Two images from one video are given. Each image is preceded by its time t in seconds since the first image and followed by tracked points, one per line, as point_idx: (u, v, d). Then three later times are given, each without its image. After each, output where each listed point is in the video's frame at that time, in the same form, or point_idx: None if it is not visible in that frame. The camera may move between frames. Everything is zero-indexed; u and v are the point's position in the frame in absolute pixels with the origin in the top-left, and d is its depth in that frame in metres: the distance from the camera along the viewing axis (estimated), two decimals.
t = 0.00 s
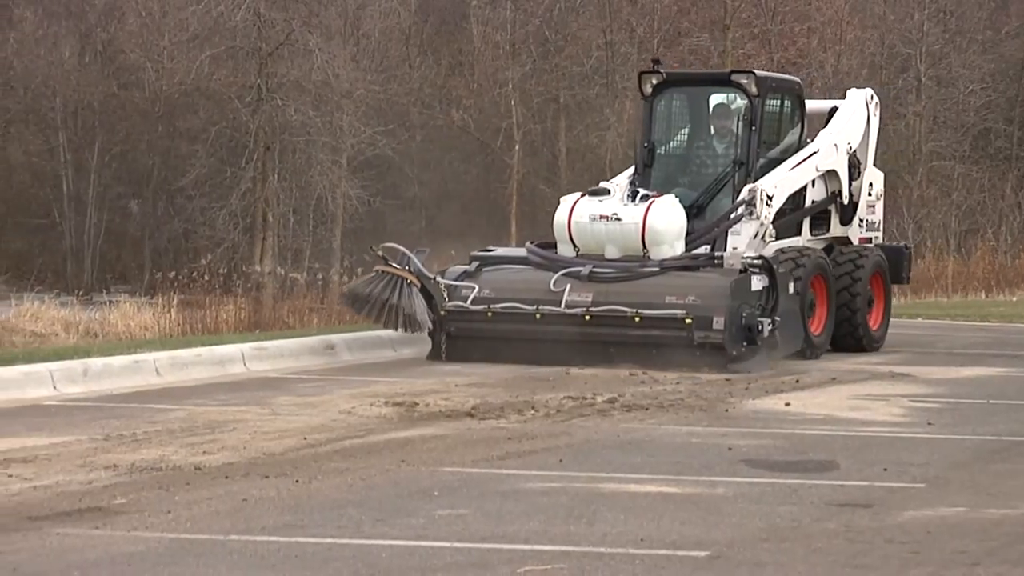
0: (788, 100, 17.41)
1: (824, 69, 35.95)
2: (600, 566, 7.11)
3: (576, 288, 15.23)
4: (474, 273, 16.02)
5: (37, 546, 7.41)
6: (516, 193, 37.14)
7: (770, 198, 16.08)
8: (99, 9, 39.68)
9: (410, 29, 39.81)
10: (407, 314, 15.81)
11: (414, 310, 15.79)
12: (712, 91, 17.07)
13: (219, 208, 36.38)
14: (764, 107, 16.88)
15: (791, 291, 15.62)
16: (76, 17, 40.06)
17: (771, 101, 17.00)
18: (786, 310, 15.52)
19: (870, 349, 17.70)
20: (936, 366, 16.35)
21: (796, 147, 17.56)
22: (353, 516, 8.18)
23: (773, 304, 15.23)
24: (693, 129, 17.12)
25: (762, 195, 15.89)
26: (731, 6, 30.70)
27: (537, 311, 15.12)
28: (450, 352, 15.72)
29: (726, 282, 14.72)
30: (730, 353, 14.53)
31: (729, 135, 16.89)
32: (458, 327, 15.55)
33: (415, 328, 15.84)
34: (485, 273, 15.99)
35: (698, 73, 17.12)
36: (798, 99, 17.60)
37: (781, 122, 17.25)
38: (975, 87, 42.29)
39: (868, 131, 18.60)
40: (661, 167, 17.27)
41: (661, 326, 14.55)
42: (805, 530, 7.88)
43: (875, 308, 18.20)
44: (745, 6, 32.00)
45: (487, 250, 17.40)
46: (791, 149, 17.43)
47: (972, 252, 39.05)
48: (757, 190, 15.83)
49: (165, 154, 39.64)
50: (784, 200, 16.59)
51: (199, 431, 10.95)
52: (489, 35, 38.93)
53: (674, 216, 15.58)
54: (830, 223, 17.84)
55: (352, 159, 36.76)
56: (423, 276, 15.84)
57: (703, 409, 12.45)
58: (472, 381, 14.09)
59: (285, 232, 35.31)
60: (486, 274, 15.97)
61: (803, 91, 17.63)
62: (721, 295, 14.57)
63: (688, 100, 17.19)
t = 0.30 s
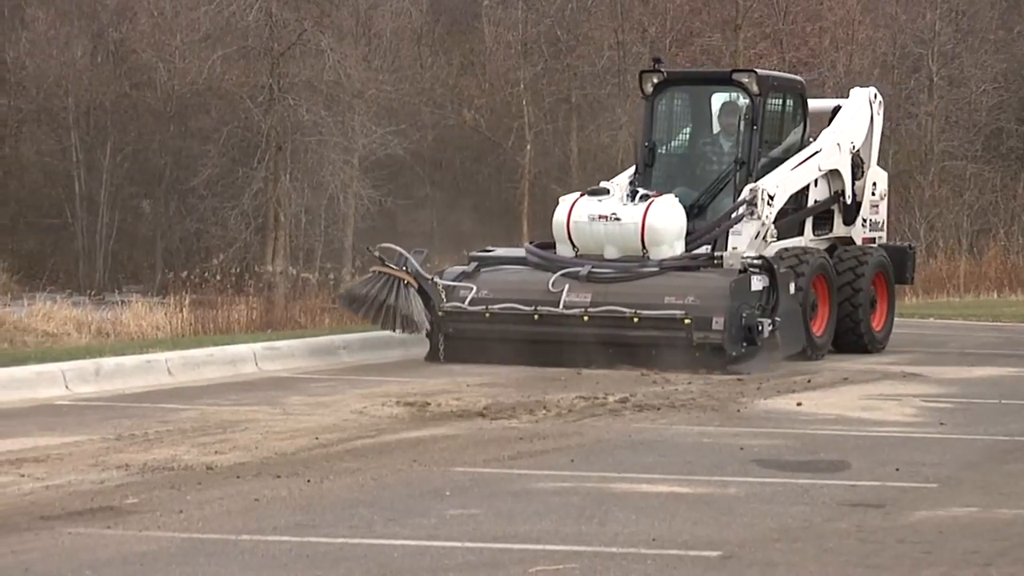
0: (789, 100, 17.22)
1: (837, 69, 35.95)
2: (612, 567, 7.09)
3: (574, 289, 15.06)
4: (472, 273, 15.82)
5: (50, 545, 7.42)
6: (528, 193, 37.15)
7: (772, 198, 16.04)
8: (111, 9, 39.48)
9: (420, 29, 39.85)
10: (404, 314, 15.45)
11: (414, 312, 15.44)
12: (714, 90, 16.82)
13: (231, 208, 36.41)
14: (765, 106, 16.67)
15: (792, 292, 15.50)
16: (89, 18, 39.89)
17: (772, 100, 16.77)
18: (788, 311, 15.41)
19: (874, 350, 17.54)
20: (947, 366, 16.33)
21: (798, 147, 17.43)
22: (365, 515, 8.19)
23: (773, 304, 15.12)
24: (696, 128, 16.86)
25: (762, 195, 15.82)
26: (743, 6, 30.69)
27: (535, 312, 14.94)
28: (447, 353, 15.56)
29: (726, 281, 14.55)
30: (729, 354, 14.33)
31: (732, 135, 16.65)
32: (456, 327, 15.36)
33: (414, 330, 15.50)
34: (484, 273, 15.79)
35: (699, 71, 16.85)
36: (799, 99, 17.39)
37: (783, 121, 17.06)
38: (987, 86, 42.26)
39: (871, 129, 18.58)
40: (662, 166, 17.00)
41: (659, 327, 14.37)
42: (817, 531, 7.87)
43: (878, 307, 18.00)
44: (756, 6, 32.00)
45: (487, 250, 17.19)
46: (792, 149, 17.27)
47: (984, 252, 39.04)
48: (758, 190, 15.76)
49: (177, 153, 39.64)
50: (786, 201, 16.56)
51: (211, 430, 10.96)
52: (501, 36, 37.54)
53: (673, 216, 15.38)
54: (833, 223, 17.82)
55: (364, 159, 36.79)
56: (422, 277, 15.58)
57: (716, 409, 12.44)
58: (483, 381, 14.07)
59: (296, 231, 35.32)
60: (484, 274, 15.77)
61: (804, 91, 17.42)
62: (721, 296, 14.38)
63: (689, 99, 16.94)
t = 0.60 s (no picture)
0: (792, 99, 17.05)
1: (848, 69, 35.91)
2: (623, 567, 7.09)
3: (573, 290, 14.99)
4: (471, 274, 15.74)
5: (61, 545, 7.43)
6: (540, 194, 37.14)
7: (773, 199, 15.93)
8: (123, 9, 39.42)
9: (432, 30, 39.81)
10: (402, 314, 15.31)
11: (412, 312, 15.31)
12: (715, 88, 16.69)
13: (243, 208, 36.40)
14: (767, 106, 16.49)
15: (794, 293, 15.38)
16: (100, 17, 39.80)
17: (773, 99, 16.60)
18: (790, 312, 15.30)
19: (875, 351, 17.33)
20: (958, 366, 16.31)
21: (800, 147, 17.22)
22: (376, 515, 8.19)
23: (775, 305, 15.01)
24: (697, 128, 16.74)
25: (763, 195, 15.73)
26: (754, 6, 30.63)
27: (533, 313, 14.84)
28: (445, 355, 15.48)
29: (726, 282, 14.47)
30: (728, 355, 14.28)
31: (733, 134, 16.51)
32: (455, 329, 15.26)
33: (412, 330, 15.37)
34: (484, 274, 15.76)
35: (700, 70, 16.73)
36: (802, 98, 17.23)
37: (785, 122, 16.90)
38: (999, 86, 42.17)
39: (874, 129, 18.43)
40: (664, 166, 16.89)
41: (660, 329, 14.30)
42: (829, 531, 7.87)
43: (881, 309, 17.83)
44: (768, 6, 31.93)
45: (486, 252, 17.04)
46: (795, 149, 17.09)
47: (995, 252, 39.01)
48: (759, 190, 15.68)
49: (188, 152, 39.62)
50: (788, 201, 16.44)
51: (222, 430, 10.96)
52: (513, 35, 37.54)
53: (674, 216, 15.28)
54: (835, 223, 17.62)
55: (376, 159, 36.79)
56: (419, 277, 15.46)
57: (727, 409, 12.45)
58: (493, 381, 14.07)
59: (308, 231, 35.27)
60: (483, 274, 15.73)
61: (807, 90, 17.26)
62: (721, 296, 14.30)
63: (691, 99, 16.81)
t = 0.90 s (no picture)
0: (793, 98, 16.97)
1: (860, 70, 35.88)
2: (636, 567, 7.09)
3: (574, 292, 14.88)
4: (470, 275, 15.68)
5: (72, 545, 7.44)
6: (551, 195, 37.16)
7: (775, 199, 15.78)
8: (134, 9, 39.39)
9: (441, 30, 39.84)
10: (401, 316, 15.49)
11: (409, 314, 15.46)
12: (716, 88, 16.59)
13: (254, 208, 36.41)
14: (767, 105, 16.38)
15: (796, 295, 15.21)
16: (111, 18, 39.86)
17: (775, 99, 16.52)
18: (793, 312, 15.20)
19: (878, 353, 17.23)
20: (969, 367, 16.31)
21: (801, 147, 17.14)
22: (387, 515, 8.20)
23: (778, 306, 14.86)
24: (698, 128, 16.65)
25: (765, 196, 15.58)
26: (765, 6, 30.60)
27: (533, 315, 14.72)
28: (445, 356, 15.45)
29: (728, 284, 14.34)
30: (730, 357, 14.14)
31: (734, 134, 16.40)
32: (456, 330, 15.21)
33: (410, 331, 15.53)
34: (483, 275, 15.66)
35: (701, 70, 16.63)
36: (803, 97, 17.15)
37: (786, 122, 16.81)
38: (1011, 86, 42.14)
39: (874, 129, 18.35)
40: (665, 166, 16.80)
41: (661, 331, 14.17)
42: (840, 531, 7.88)
43: (882, 310, 17.70)
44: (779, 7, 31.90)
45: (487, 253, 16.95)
46: (797, 149, 17.01)
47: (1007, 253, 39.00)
48: (761, 191, 15.53)
49: (200, 152, 39.62)
50: (790, 202, 16.33)
51: (233, 430, 10.97)
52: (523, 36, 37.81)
53: (675, 217, 15.13)
54: (836, 223, 17.55)
55: (387, 159, 36.80)
56: (418, 278, 15.51)
57: (738, 409, 12.46)
58: (505, 382, 14.10)
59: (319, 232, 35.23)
60: (483, 276, 15.64)
61: (808, 89, 17.18)
62: (723, 298, 14.17)
63: (692, 98, 16.72)
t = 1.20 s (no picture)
0: (795, 98, 16.88)
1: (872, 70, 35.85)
2: (646, 567, 7.08)
3: (575, 292, 14.74)
4: (470, 276, 15.57)
5: (83, 545, 7.44)
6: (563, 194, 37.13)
7: (777, 199, 15.81)
8: (147, 10, 39.71)
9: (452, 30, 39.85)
10: (401, 317, 15.27)
11: (410, 314, 15.26)
12: (717, 87, 16.47)
13: (266, 208, 36.37)
14: (770, 104, 16.29)
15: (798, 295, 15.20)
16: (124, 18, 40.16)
17: (777, 97, 16.42)
18: (797, 313, 15.19)
19: (879, 354, 17.11)
20: (981, 367, 16.30)
21: (803, 146, 17.04)
22: (398, 515, 8.20)
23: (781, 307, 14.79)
24: (699, 127, 16.53)
25: (767, 195, 15.59)
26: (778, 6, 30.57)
27: (535, 315, 14.58)
28: (446, 357, 15.36)
29: (731, 284, 14.21)
30: (733, 357, 14.02)
31: (736, 133, 16.30)
32: (456, 331, 15.08)
33: (410, 333, 15.32)
34: (484, 275, 15.55)
35: (702, 69, 16.52)
36: (805, 96, 17.06)
37: (788, 121, 16.72)
38: None
39: (876, 128, 18.34)
40: (666, 166, 16.70)
41: (664, 331, 14.03)
42: (852, 531, 7.86)
43: (885, 311, 17.61)
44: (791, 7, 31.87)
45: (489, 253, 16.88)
46: (798, 148, 16.90)
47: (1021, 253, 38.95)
48: (763, 190, 15.54)
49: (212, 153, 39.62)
50: (791, 202, 16.34)
51: (245, 430, 10.97)
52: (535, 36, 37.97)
53: (676, 217, 15.06)
54: (840, 223, 17.56)
55: (399, 159, 36.78)
56: (419, 279, 15.34)
57: (750, 409, 12.45)
58: (518, 381, 14.07)
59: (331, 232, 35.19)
60: (483, 276, 15.52)
61: (810, 88, 17.09)
62: (727, 298, 14.04)
63: (693, 97, 16.60)
